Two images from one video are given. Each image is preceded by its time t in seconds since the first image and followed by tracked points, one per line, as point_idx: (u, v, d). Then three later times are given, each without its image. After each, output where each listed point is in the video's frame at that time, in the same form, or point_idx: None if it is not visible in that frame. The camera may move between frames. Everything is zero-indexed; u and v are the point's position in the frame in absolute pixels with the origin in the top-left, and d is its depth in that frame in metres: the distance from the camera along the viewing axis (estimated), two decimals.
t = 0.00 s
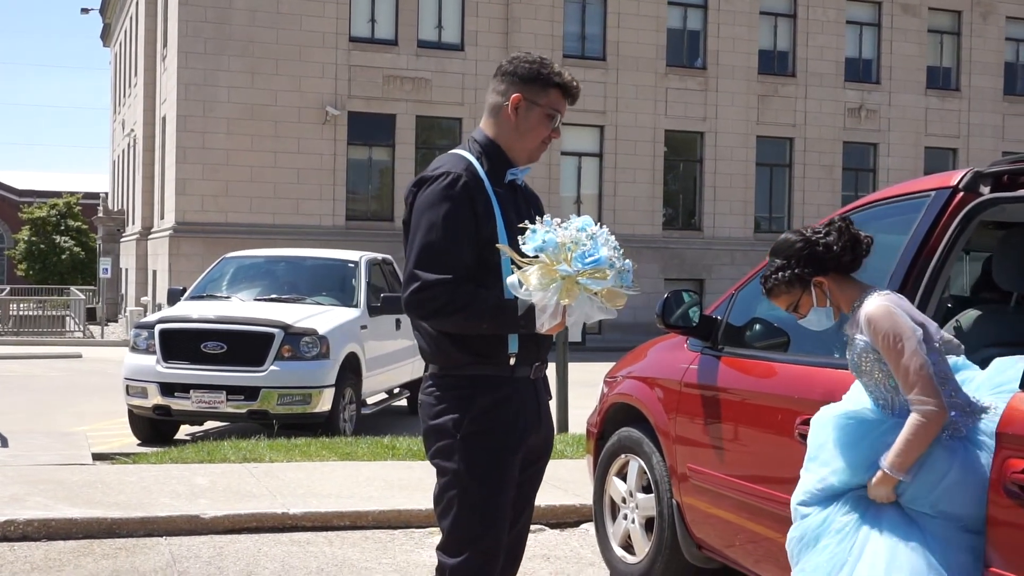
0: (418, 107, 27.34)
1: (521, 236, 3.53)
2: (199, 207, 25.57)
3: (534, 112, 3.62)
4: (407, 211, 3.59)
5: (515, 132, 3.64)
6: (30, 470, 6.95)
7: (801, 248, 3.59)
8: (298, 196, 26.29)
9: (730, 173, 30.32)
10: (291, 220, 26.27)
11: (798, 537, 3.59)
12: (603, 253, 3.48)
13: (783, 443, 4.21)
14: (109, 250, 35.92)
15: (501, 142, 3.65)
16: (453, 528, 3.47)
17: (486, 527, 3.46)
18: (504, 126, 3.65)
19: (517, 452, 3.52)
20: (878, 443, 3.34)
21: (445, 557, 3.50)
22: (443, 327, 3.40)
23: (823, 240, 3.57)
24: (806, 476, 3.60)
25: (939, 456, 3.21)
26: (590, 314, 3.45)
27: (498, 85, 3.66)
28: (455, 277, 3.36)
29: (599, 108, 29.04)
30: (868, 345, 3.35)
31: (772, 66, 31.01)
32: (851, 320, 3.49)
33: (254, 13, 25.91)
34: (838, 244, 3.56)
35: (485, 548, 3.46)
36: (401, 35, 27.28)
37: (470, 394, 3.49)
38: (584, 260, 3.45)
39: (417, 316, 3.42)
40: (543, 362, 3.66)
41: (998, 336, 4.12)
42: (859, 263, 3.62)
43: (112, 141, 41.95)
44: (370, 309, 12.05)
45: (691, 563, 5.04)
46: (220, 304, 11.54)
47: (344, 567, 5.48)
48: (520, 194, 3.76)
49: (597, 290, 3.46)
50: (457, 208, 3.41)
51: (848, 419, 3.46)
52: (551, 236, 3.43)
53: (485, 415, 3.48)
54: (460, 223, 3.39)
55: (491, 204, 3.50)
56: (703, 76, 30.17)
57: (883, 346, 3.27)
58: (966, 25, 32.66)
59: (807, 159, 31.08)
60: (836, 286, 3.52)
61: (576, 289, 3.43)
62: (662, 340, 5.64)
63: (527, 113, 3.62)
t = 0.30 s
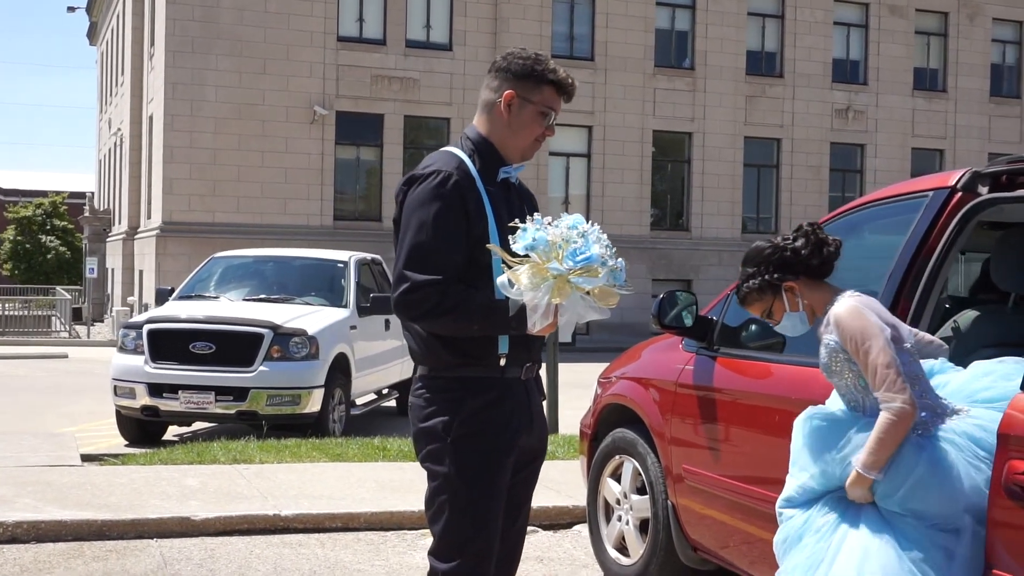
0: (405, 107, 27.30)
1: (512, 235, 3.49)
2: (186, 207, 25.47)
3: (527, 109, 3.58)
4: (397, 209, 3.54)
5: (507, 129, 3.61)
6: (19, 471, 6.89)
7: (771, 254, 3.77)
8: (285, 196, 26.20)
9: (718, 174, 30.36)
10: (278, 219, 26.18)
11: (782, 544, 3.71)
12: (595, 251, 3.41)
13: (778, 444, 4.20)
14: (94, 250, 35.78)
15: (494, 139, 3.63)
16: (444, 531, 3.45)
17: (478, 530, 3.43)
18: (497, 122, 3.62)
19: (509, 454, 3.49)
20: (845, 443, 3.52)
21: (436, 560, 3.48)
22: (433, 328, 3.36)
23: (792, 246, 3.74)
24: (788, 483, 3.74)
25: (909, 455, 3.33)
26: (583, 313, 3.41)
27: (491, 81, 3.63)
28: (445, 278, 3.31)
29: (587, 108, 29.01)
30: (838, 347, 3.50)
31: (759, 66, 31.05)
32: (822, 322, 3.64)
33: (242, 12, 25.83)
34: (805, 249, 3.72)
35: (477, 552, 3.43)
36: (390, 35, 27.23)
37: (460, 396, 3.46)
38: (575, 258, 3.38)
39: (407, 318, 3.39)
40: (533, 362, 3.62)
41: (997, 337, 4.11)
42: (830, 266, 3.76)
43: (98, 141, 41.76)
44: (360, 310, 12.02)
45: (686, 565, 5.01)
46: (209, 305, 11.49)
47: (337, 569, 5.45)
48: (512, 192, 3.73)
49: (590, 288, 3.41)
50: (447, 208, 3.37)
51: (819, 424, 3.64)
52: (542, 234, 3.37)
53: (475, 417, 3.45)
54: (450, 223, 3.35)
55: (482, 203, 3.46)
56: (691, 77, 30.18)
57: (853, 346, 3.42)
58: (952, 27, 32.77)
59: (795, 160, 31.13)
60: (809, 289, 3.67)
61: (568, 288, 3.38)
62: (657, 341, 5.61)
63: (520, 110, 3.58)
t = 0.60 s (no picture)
0: (389, 109, 27.26)
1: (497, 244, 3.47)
2: (168, 209, 25.34)
3: (513, 111, 3.56)
4: (382, 215, 3.53)
5: (493, 133, 3.58)
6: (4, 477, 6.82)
7: (741, 270, 3.82)
8: (268, 198, 26.11)
9: (701, 177, 30.43)
10: (261, 222, 26.07)
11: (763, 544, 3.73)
12: (580, 261, 3.38)
13: (771, 448, 4.19)
14: (76, 253, 35.55)
15: (481, 142, 3.59)
16: (428, 540, 3.44)
17: (463, 539, 3.43)
18: (483, 125, 3.59)
19: (494, 463, 3.47)
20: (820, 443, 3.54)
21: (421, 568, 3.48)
22: (417, 339, 3.34)
23: (759, 261, 3.78)
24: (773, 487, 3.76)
25: (882, 457, 3.33)
26: (569, 325, 3.35)
27: (479, 83, 3.60)
28: (429, 287, 3.29)
29: (571, 111, 29.01)
30: (809, 354, 3.52)
31: (743, 69, 31.12)
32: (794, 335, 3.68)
33: (225, 13, 25.73)
34: (773, 261, 3.76)
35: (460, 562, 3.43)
36: (373, 37, 27.18)
37: (443, 406, 3.43)
38: (560, 268, 3.35)
39: (389, 327, 3.36)
40: (522, 369, 3.59)
41: (991, 342, 4.16)
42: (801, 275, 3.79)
43: (78, 143, 41.52)
44: (346, 313, 11.97)
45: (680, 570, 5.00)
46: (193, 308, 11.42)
47: None
48: (501, 196, 3.69)
49: (575, 298, 3.37)
50: (431, 217, 3.35)
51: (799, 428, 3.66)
52: (526, 243, 3.35)
53: (458, 427, 3.42)
54: (434, 231, 3.33)
55: (467, 210, 3.44)
56: (675, 80, 30.22)
57: (823, 351, 3.44)
58: (933, 31, 32.94)
59: (777, 163, 31.21)
60: (780, 301, 3.71)
61: (553, 298, 3.34)
62: (648, 344, 5.59)
63: (506, 112, 3.56)
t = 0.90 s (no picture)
0: (368, 112, 27.21)
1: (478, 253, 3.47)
2: (146, 212, 25.18)
3: (489, 112, 3.55)
4: (361, 222, 3.51)
5: (471, 136, 3.58)
6: None
7: (722, 278, 3.85)
8: (248, 201, 26.00)
9: (680, 179, 30.51)
10: (240, 225, 25.95)
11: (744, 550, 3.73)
12: (561, 273, 3.36)
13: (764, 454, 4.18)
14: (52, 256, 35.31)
15: (461, 148, 3.60)
16: (407, 550, 3.43)
17: (441, 550, 3.42)
18: (462, 129, 3.61)
19: (475, 474, 3.46)
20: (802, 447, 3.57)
21: None
22: (396, 349, 3.32)
23: (738, 267, 3.81)
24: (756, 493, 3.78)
25: (860, 459, 3.35)
26: (550, 337, 3.34)
27: (457, 87, 3.62)
28: (407, 297, 3.27)
29: (551, 114, 29.01)
30: (788, 357, 3.56)
31: (721, 72, 31.23)
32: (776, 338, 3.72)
33: (203, 15, 25.63)
34: (751, 266, 3.78)
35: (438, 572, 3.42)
36: (353, 39, 27.12)
37: (422, 416, 3.43)
38: (541, 280, 3.33)
39: (367, 337, 3.35)
40: (502, 378, 3.58)
41: (984, 347, 4.21)
42: (782, 278, 3.81)
43: (54, 145, 41.25)
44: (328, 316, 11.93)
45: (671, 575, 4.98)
46: (175, 312, 11.36)
47: None
48: (483, 201, 3.69)
49: (556, 311, 3.35)
50: (410, 225, 3.32)
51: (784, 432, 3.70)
52: (507, 255, 3.34)
53: (437, 437, 3.41)
54: (413, 239, 3.31)
55: (447, 217, 3.43)
56: (654, 83, 30.27)
57: (800, 351, 3.48)
58: (910, 34, 33.14)
59: (756, 165, 31.32)
60: (759, 306, 3.74)
61: (533, 310, 3.33)
62: (638, 349, 5.59)
63: (483, 114, 3.56)
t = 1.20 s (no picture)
0: (352, 109, 27.16)
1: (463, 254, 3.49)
2: (129, 209, 25.07)
3: (472, 111, 3.57)
4: (344, 224, 3.51)
5: (454, 135, 3.61)
6: None
7: (706, 279, 3.85)
8: (231, 198, 25.91)
9: (664, 177, 30.57)
10: (224, 222, 25.86)
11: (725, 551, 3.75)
12: (548, 277, 3.41)
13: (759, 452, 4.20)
14: (34, 253, 35.16)
15: (445, 147, 3.62)
16: (394, 551, 3.47)
17: (426, 549, 3.47)
18: (445, 129, 3.63)
19: (458, 476, 3.51)
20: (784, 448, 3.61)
21: None
22: (381, 352, 3.34)
23: (719, 269, 3.83)
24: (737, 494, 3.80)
25: (847, 456, 3.36)
26: (537, 340, 3.40)
27: (439, 86, 3.64)
28: (392, 300, 3.29)
29: (535, 111, 29.01)
30: (772, 357, 3.58)
31: (705, 71, 31.30)
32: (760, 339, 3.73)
33: (186, 12, 25.52)
34: (734, 267, 3.80)
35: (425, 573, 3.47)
36: (337, 36, 27.05)
37: (409, 419, 3.46)
38: (529, 284, 3.37)
39: (353, 340, 3.36)
40: (484, 381, 3.63)
41: (979, 344, 4.29)
42: (767, 279, 3.82)
43: (36, 142, 41.06)
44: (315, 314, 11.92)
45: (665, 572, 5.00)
46: (161, 310, 11.32)
47: None
48: (466, 200, 3.71)
49: (544, 314, 3.41)
50: (395, 227, 3.33)
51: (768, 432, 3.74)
52: (493, 258, 3.37)
53: (424, 440, 3.45)
54: (398, 241, 3.31)
55: (431, 217, 3.44)
56: (638, 81, 30.31)
57: (782, 351, 3.50)
58: (893, 34, 33.30)
59: (739, 164, 31.43)
60: (743, 307, 3.76)
61: (520, 314, 3.38)
62: (632, 347, 5.61)
63: (465, 113, 3.58)
